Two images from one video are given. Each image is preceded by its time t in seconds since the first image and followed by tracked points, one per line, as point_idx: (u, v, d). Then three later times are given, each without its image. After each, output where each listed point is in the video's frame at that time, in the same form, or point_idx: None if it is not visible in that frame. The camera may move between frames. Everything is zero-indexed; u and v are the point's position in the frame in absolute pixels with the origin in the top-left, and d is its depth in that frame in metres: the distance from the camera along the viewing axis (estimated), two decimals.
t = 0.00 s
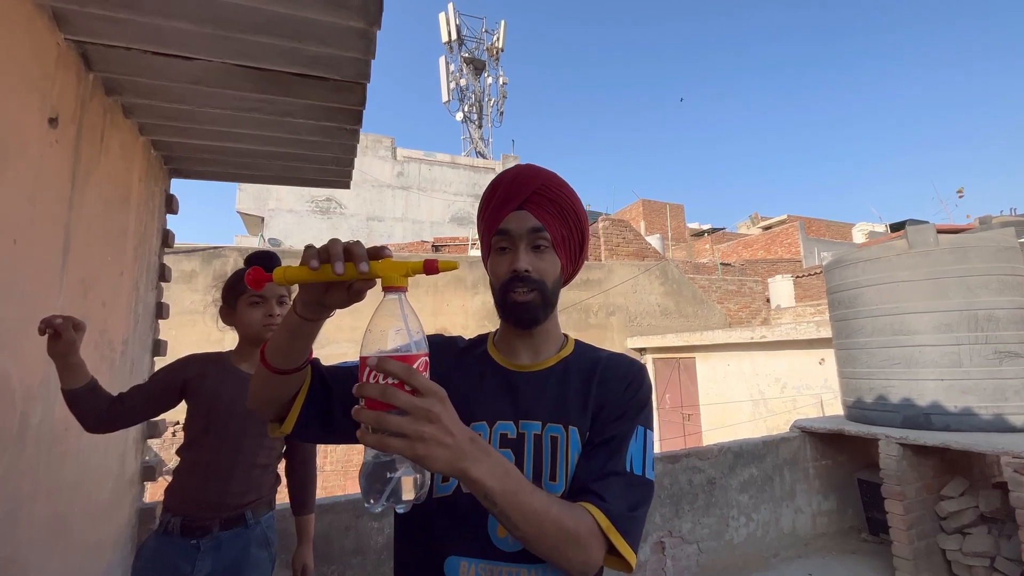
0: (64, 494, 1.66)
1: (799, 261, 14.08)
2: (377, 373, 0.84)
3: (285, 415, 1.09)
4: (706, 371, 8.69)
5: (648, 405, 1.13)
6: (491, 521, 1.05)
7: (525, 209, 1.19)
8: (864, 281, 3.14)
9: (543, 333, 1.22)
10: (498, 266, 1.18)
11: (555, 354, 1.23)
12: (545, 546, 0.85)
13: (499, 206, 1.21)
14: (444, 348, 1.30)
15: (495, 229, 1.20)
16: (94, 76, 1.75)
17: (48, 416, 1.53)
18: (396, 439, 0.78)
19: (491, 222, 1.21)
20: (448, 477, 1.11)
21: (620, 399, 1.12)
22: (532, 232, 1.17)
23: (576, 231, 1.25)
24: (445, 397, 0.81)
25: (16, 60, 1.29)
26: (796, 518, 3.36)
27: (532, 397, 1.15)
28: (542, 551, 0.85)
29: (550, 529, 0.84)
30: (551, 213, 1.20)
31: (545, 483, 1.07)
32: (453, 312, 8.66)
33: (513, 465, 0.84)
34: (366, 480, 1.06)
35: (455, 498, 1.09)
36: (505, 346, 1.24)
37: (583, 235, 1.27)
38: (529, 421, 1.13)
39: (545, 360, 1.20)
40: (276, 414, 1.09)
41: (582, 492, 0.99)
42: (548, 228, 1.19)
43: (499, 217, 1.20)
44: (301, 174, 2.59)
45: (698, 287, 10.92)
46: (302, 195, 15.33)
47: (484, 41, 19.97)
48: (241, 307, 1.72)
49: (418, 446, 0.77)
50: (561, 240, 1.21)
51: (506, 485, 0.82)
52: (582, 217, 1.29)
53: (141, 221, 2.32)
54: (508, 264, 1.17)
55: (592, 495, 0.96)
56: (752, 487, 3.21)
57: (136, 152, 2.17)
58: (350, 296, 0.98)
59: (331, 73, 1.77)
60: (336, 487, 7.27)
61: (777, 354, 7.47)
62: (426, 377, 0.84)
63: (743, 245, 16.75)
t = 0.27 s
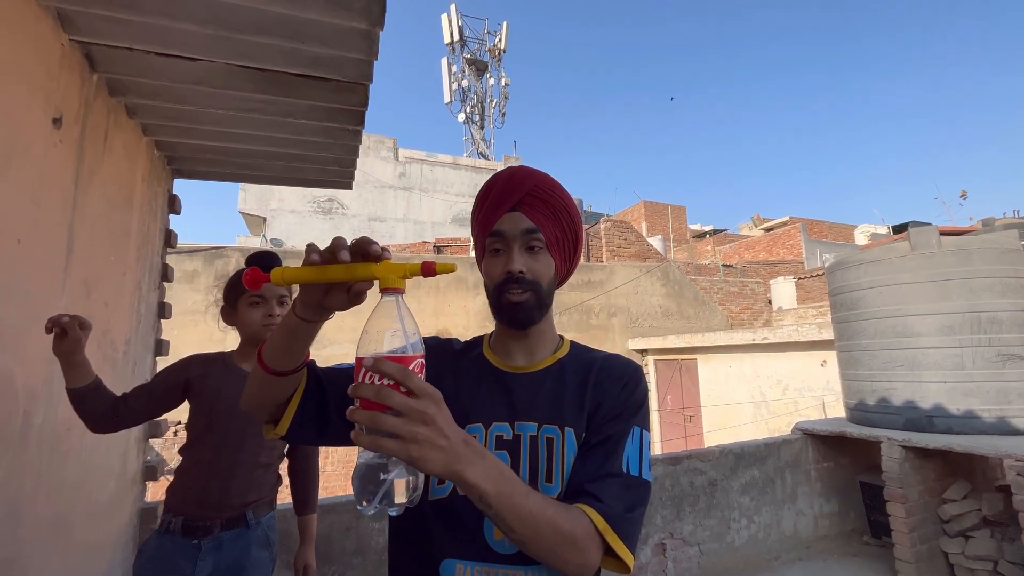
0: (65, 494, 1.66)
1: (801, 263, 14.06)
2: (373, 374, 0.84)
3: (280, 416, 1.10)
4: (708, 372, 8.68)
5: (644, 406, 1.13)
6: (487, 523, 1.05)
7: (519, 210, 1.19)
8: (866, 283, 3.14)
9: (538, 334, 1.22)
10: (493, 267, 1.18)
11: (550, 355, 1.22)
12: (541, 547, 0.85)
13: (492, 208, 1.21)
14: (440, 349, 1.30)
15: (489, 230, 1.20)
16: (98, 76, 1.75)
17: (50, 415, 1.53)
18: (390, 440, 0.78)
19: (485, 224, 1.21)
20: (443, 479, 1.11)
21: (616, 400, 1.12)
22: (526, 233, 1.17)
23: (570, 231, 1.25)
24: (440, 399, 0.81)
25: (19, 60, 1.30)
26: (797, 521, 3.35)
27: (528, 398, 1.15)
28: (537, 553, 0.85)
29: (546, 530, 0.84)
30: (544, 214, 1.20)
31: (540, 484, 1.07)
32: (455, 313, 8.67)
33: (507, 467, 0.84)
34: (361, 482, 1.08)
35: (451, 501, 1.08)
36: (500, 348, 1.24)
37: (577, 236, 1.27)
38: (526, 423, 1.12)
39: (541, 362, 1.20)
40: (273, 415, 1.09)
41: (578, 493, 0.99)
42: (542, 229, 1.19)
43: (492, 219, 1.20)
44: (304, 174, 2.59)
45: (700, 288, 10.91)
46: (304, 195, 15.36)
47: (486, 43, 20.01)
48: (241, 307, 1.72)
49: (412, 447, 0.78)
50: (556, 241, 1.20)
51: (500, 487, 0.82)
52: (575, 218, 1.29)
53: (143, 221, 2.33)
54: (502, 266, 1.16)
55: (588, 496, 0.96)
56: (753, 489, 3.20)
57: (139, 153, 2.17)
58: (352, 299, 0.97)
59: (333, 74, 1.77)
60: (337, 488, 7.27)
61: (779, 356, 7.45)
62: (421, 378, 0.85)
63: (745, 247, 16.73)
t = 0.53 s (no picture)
0: (70, 494, 1.67)
1: (803, 264, 14.04)
2: (372, 376, 0.85)
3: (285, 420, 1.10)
4: (710, 374, 8.68)
5: (645, 409, 1.14)
6: (489, 526, 1.06)
7: (522, 214, 1.19)
8: (869, 285, 3.13)
9: (541, 338, 1.21)
10: (496, 271, 1.18)
11: (552, 358, 1.22)
12: (540, 548, 0.85)
13: (495, 212, 1.21)
14: (443, 351, 1.31)
15: (493, 234, 1.20)
16: (104, 79, 1.76)
17: (56, 417, 1.54)
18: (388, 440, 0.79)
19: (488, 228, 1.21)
20: (446, 482, 1.11)
21: (617, 403, 1.12)
22: (529, 237, 1.19)
23: (573, 235, 1.26)
24: (438, 400, 0.82)
25: (27, 64, 1.31)
26: (799, 523, 3.34)
27: (531, 401, 1.16)
28: (537, 553, 0.86)
29: (546, 531, 0.85)
30: (548, 217, 1.20)
31: (543, 487, 1.08)
32: (457, 314, 8.68)
33: (505, 467, 0.85)
34: (359, 482, 1.13)
35: (454, 504, 1.09)
36: (502, 351, 1.24)
37: (580, 240, 1.27)
38: (528, 426, 1.13)
39: (543, 365, 1.20)
40: (278, 420, 1.10)
41: (578, 494, 1.00)
42: (545, 234, 1.20)
43: (496, 223, 1.20)
44: (307, 176, 2.60)
45: (702, 289, 10.90)
46: (306, 196, 15.38)
47: (488, 44, 20.03)
48: (246, 310, 1.73)
49: (410, 448, 0.78)
50: (559, 246, 1.21)
51: (498, 487, 0.82)
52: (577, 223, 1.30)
53: (148, 222, 2.34)
54: (506, 269, 1.17)
55: (589, 498, 0.97)
56: (755, 491, 3.20)
57: (144, 155, 2.18)
58: (353, 303, 0.98)
59: (337, 77, 1.78)
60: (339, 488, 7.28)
61: (781, 357, 7.44)
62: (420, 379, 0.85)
63: (747, 248, 16.71)
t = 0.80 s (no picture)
0: (74, 494, 1.67)
1: (805, 265, 14.03)
2: (370, 369, 0.85)
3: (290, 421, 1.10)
4: (711, 374, 8.67)
5: (647, 408, 1.13)
6: (491, 524, 1.06)
7: (531, 215, 1.19)
8: (872, 285, 3.13)
9: (546, 339, 1.21)
10: (504, 272, 1.18)
11: (556, 358, 1.22)
12: (539, 545, 0.85)
13: (504, 212, 1.21)
14: (446, 349, 1.31)
15: (501, 235, 1.20)
16: (107, 80, 1.77)
17: (59, 416, 1.55)
18: (385, 433, 0.79)
19: (495, 228, 1.21)
20: (449, 480, 1.11)
21: (619, 401, 1.12)
22: (538, 238, 1.19)
23: (579, 236, 1.26)
24: (434, 393, 0.82)
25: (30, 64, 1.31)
26: (801, 523, 3.34)
27: (533, 400, 1.16)
28: (536, 550, 0.86)
29: (546, 528, 0.85)
30: (556, 219, 1.21)
31: (544, 485, 1.08)
32: (458, 314, 8.68)
33: (503, 462, 0.84)
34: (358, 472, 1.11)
35: (457, 502, 1.09)
36: (506, 351, 1.23)
37: (585, 241, 1.28)
38: (531, 425, 1.13)
39: (547, 364, 1.20)
40: (283, 420, 1.10)
41: (579, 492, 1.00)
42: (553, 235, 1.20)
43: (504, 224, 1.20)
44: (309, 176, 2.60)
45: (703, 290, 10.89)
46: (308, 196, 15.40)
47: (489, 44, 20.05)
48: (248, 310, 1.73)
49: (407, 440, 0.78)
50: (566, 247, 1.22)
51: (495, 481, 0.82)
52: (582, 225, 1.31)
53: (151, 223, 2.34)
54: (515, 270, 1.17)
55: (588, 496, 0.97)
56: (757, 492, 3.20)
57: (147, 155, 2.19)
58: (355, 302, 0.97)
59: (339, 77, 1.78)
60: (340, 488, 7.29)
61: (782, 358, 7.44)
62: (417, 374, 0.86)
63: (749, 248, 16.70)
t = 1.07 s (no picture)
0: (75, 494, 1.67)
1: (806, 264, 14.02)
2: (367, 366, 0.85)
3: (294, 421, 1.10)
4: (712, 373, 8.67)
5: (647, 405, 1.13)
6: (491, 521, 1.06)
7: (531, 215, 1.19)
8: (873, 284, 3.13)
9: (546, 338, 1.21)
10: (503, 271, 1.18)
11: (556, 356, 1.22)
12: (537, 541, 0.85)
13: (504, 212, 1.21)
14: (447, 347, 1.31)
15: (501, 234, 1.20)
16: (108, 80, 1.77)
17: (61, 417, 1.55)
18: (383, 430, 0.79)
19: (495, 228, 1.21)
20: (450, 478, 1.10)
21: (618, 399, 1.12)
22: (537, 238, 1.19)
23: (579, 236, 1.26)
24: (431, 390, 0.82)
25: (30, 64, 1.31)
26: (803, 523, 3.33)
27: (533, 397, 1.16)
28: (533, 546, 0.86)
29: (543, 524, 0.85)
30: (555, 219, 1.20)
31: (544, 482, 1.09)
32: (459, 314, 8.68)
33: (500, 458, 0.85)
34: (354, 466, 1.13)
35: (457, 499, 1.08)
36: (505, 350, 1.23)
37: (585, 240, 1.28)
38: (530, 423, 1.14)
39: (547, 363, 1.19)
40: (286, 420, 1.10)
41: (578, 489, 1.00)
42: (553, 235, 1.21)
43: (505, 223, 1.20)
44: (310, 177, 2.60)
45: (704, 289, 10.89)
46: (308, 196, 15.41)
47: (489, 43, 20.07)
48: (248, 311, 1.73)
49: (405, 436, 0.78)
50: (566, 247, 1.21)
51: (491, 477, 0.82)
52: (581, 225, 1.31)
53: (152, 223, 2.34)
54: (514, 269, 1.17)
55: (587, 492, 0.97)
56: (758, 491, 3.20)
57: (148, 155, 2.19)
58: (353, 300, 0.98)
59: (339, 77, 1.78)
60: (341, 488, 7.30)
61: (783, 357, 7.43)
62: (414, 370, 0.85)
63: (750, 247, 16.69)
